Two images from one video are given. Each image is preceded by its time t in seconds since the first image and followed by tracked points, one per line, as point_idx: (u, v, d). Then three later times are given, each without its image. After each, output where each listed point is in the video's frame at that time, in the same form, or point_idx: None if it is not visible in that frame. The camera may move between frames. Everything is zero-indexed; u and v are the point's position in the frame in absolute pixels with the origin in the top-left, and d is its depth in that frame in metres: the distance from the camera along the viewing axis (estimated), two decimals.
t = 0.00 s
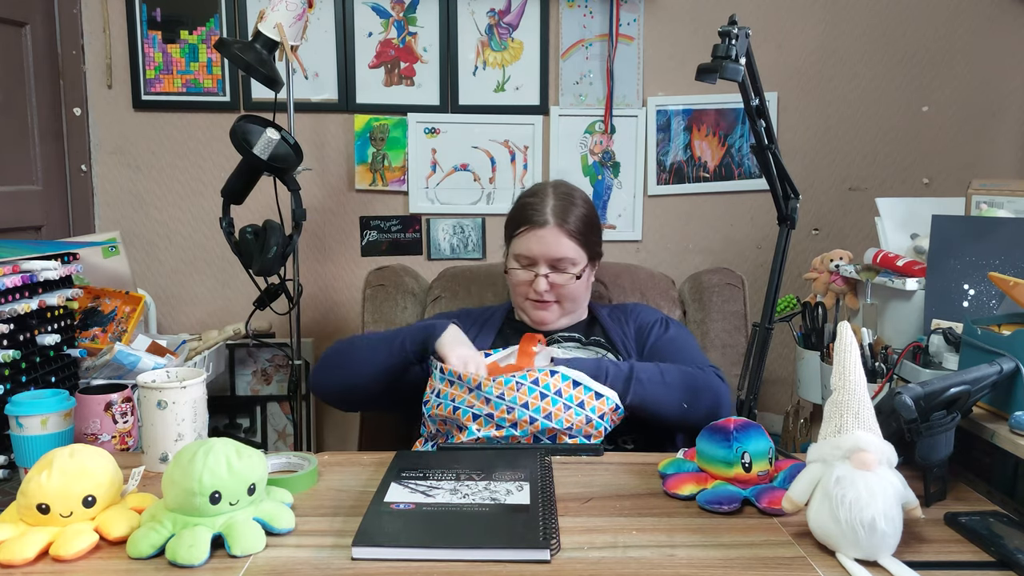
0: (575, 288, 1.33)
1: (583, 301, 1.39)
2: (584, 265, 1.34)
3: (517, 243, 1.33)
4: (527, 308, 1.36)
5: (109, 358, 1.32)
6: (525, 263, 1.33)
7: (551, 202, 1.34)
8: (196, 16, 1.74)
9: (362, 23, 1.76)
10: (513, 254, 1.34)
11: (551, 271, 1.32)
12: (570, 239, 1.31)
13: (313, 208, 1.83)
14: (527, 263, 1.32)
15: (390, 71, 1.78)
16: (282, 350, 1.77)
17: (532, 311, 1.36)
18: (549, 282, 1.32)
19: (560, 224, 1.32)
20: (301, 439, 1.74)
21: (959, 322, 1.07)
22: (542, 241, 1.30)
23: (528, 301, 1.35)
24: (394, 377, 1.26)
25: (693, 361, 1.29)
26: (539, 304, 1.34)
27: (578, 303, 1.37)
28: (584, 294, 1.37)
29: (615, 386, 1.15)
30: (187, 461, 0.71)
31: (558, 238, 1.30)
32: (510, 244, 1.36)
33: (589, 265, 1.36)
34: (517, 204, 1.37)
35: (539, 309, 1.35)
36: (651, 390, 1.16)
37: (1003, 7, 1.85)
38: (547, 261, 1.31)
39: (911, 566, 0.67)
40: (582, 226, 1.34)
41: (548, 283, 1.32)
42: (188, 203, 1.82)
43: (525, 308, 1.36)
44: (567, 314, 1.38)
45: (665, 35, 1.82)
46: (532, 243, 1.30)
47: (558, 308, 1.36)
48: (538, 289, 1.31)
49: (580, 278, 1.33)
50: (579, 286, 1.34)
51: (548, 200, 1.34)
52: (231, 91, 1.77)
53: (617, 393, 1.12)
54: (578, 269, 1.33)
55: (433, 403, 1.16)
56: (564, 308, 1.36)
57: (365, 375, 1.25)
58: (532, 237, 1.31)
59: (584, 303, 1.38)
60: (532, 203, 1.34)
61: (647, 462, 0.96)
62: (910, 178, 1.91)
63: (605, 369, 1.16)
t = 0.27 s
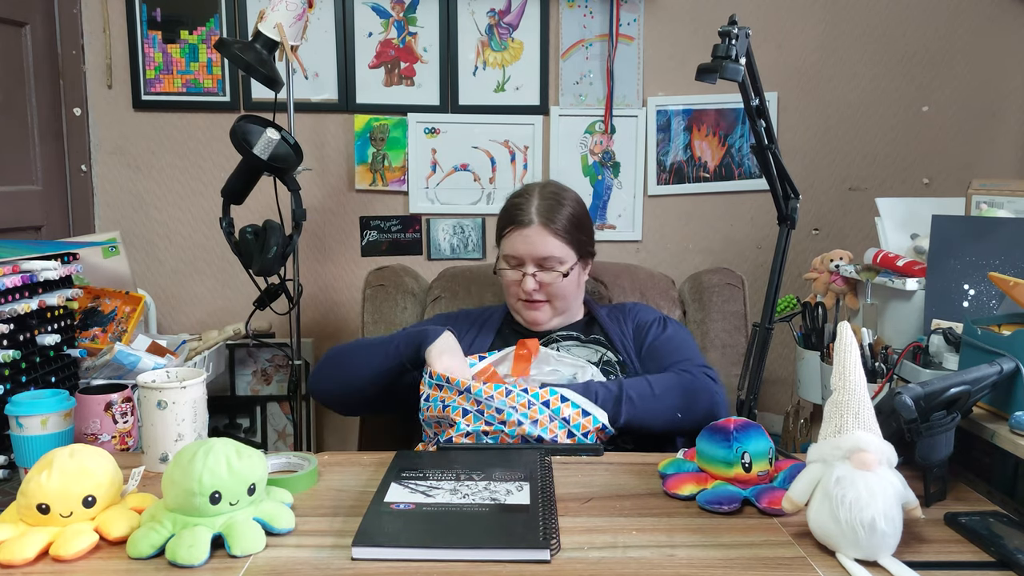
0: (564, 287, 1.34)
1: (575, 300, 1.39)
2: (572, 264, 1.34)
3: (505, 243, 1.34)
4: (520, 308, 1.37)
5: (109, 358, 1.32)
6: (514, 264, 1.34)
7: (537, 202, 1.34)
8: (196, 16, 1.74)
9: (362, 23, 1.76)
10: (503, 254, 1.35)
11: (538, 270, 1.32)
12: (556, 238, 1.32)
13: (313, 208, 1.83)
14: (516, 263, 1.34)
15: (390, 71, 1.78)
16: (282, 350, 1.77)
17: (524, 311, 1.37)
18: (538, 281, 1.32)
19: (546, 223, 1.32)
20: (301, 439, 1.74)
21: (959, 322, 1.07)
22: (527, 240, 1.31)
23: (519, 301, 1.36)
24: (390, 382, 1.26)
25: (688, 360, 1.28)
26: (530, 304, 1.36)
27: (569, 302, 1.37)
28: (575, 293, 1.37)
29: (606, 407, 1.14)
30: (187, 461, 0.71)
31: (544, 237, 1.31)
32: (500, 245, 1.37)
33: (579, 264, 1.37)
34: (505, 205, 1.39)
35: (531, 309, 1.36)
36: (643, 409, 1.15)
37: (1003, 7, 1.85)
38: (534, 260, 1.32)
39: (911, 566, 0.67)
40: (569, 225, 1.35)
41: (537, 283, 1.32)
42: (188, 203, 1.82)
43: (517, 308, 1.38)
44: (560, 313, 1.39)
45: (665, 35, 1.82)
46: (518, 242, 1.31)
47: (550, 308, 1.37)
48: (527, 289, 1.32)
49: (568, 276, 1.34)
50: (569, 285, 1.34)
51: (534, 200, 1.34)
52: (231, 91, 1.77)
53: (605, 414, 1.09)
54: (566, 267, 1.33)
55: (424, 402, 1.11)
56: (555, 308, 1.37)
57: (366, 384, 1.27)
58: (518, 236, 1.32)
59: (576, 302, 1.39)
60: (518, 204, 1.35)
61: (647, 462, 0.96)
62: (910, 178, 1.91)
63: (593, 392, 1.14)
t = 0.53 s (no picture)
0: (559, 275, 1.33)
1: (571, 294, 1.38)
2: (568, 253, 1.34)
3: (502, 233, 1.36)
4: (516, 300, 1.36)
5: (108, 358, 1.32)
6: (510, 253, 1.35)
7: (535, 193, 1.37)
8: (196, 16, 1.74)
9: (362, 23, 1.76)
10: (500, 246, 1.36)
11: (534, 258, 1.32)
12: (551, 226, 1.33)
13: (313, 208, 1.83)
14: (512, 251, 1.34)
15: (390, 71, 1.78)
16: (282, 350, 1.77)
17: (520, 302, 1.35)
18: (533, 269, 1.32)
19: (542, 212, 1.34)
20: (301, 439, 1.74)
21: (959, 322, 1.07)
22: (523, 227, 1.32)
23: (515, 292, 1.35)
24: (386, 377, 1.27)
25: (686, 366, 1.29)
26: (526, 295, 1.34)
27: (565, 293, 1.36)
28: (571, 284, 1.36)
29: (617, 398, 1.16)
30: (187, 461, 0.71)
31: (539, 224, 1.33)
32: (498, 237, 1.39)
33: (575, 255, 1.37)
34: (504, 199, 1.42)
35: (526, 300, 1.35)
36: (650, 403, 1.17)
37: (1003, 7, 1.85)
38: (530, 248, 1.32)
39: (911, 566, 0.67)
40: (566, 216, 1.36)
41: (532, 270, 1.32)
42: (188, 203, 1.82)
43: (513, 300, 1.36)
44: (556, 306, 1.36)
45: (665, 35, 1.82)
46: (513, 230, 1.33)
47: (545, 299, 1.35)
48: (522, 276, 1.31)
49: (564, 264, 1.33)
50: (564, 273, 1.34)
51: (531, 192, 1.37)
52: (231, 91, 1.77)
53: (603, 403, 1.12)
54: (561, 254, 1.33)
55: (412, 392, 1.11)
56: (551, 299, 1.35)
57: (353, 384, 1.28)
58: (514, 224, 1.34)
59: (572, 295, 1.37)
60: (515, 196, 1.38)
61: (647, 462, 0.96)
62: (910, 178, 1.90)
63: (608, 378, 1.16)
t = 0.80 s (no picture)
0: (562, 265, 1.33)
1: (573, 287, 1.37)
2: (569, 244, 1.35)
3: (503, 229, 1.36)
4: (519, 295, 1.35)
5: (108, 358, 1.32)
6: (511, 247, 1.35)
7: (532, 187, 1.38)
8: (196, 16, 1.74)
9: (362, 23, 1.76)
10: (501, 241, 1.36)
11: (535, 250, 1.32)
12: (550, 217, 1.34)
13: (313, 208, 1.83)
14: (512, 245, 1.34)
15: (390, 71, 1.78)
16: (282, 350, 1.77)
17: (523, 296, 1.35)
18: (535, 261, 1.32)
19: (540, 205, 1.35)
20: (301, 439, 1.74)
21: (959, 322, 1.07)
22: (522, 220, 1.33)
23: (518, 286, 1.34)
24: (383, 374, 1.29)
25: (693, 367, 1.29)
26: (529, 288, 1.34)
27: (568, 285, 1.35)
28: (573, 277, 1.36)
29: (643, 376, 1.19)
30: (186, 461, 0.71)
31: (538, 215, 1.33)
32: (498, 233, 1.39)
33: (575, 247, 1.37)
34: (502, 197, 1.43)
35: (529, 294, 1.34)
36: (671, 387, 1.20)
37: (1003, 8, 1.85)
38: (531, 239, 1.32)
39: (911, 566, 0.67)
40: (564, 210, 1.37)
41: (534, 262, 1.32)
42: (188, 203, 1.82)
43: (516, 295, 1.36)
44: (559, 299, 1.36)
45: (665, 35, 1.82)
46: (513, 223, 1.34)
47: (549, 291, 1.34)
48: (525, 267, 1.31)
49: (566, 255, 1.33)
50: (566, 264, 1.33)
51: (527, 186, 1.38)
52: (231, 91, 1.77)
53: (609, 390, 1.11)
54: (563, 245, 1.33)
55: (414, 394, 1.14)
56: (555, 291, 1.34)
57: (349, 383, 1.30)
58: (513, 218, 1.34)
59: (573, 288, 1.37)
60: (513, 191, 1.39)
61: (647, 462, 0.96)
62: (910, 178, 1.90)
63: (638, 359, 1.19)
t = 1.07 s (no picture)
0: (575, 254, 1.31)
1: (579, 280, 1.35)
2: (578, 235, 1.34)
3: (514, 218, 1.34)
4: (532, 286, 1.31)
5: (108, 358, 1.32)
6: (523, 236, 1.32)
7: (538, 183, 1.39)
8: (196, 16, 1.74)
9: (362, 23, 1.76)
10: (511, 231, 1.33)
11: (549, 237, 1.30)
12: (561, 208, 1.34)
13: (313, 208, 1.83)
14: (526, 233, 1.31)
15: (390, 71, 1.78)
16: (282, 350, 1.77)
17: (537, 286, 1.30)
18: (551, 248, 1.29)
19: (549, 197, 1.36)
20: (301, 439, 1.74)
21: (959, 322, 1.07)
22: (534, 209, 1.32)
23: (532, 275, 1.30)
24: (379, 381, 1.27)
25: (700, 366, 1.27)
26: (543, 277, 1.30)
27: (575, 276, 1.34)
28: (581, 269, 1.34)
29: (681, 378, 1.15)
30: (187, 461, 0.71)
31: (550, 205, 1.33)
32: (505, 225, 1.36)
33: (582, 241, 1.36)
34: (508, 192, 1.43)
35: (544, 283, 1.30)
36: (703, 386, 1.18)
37: (1003, 8, 1.85)
38: (545, 227, 1.31)
39: (911, 566, 0.67)
40: (570, 204, 1.38)
41: (549, 250, 1.29)
42: (188, 203, 1.82)
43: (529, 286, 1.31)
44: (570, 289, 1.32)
45: (665, 35, 1.82)
46: (526, 212, 1.32)
47: (563, 281, 1.31)
48: (542, 253, 1.28)
49: (578, 244, 1.32)
50: (578, 253, 1.32)
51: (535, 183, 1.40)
52: (231, 91, 1.77)
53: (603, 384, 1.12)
54: (575, 234, 1.32)
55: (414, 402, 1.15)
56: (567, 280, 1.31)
57: (346, 384, 1.28)
58: (525, 208, 1.33)
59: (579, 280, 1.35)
60: (520, 187, 1.40)
61: (647, 462, 0.96)
62: (909, 178, 1.90)
63: (680, 361, 1.13)
